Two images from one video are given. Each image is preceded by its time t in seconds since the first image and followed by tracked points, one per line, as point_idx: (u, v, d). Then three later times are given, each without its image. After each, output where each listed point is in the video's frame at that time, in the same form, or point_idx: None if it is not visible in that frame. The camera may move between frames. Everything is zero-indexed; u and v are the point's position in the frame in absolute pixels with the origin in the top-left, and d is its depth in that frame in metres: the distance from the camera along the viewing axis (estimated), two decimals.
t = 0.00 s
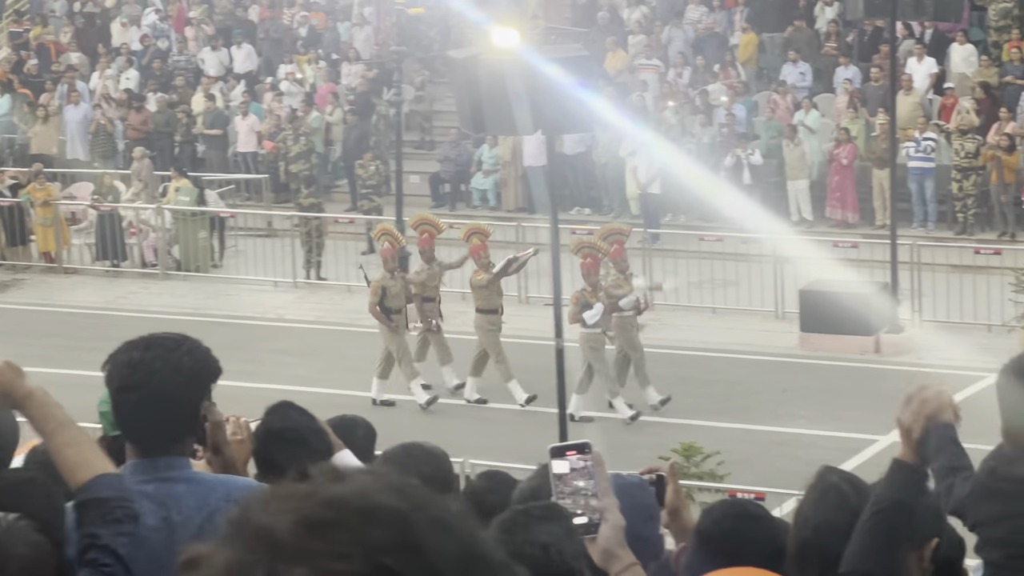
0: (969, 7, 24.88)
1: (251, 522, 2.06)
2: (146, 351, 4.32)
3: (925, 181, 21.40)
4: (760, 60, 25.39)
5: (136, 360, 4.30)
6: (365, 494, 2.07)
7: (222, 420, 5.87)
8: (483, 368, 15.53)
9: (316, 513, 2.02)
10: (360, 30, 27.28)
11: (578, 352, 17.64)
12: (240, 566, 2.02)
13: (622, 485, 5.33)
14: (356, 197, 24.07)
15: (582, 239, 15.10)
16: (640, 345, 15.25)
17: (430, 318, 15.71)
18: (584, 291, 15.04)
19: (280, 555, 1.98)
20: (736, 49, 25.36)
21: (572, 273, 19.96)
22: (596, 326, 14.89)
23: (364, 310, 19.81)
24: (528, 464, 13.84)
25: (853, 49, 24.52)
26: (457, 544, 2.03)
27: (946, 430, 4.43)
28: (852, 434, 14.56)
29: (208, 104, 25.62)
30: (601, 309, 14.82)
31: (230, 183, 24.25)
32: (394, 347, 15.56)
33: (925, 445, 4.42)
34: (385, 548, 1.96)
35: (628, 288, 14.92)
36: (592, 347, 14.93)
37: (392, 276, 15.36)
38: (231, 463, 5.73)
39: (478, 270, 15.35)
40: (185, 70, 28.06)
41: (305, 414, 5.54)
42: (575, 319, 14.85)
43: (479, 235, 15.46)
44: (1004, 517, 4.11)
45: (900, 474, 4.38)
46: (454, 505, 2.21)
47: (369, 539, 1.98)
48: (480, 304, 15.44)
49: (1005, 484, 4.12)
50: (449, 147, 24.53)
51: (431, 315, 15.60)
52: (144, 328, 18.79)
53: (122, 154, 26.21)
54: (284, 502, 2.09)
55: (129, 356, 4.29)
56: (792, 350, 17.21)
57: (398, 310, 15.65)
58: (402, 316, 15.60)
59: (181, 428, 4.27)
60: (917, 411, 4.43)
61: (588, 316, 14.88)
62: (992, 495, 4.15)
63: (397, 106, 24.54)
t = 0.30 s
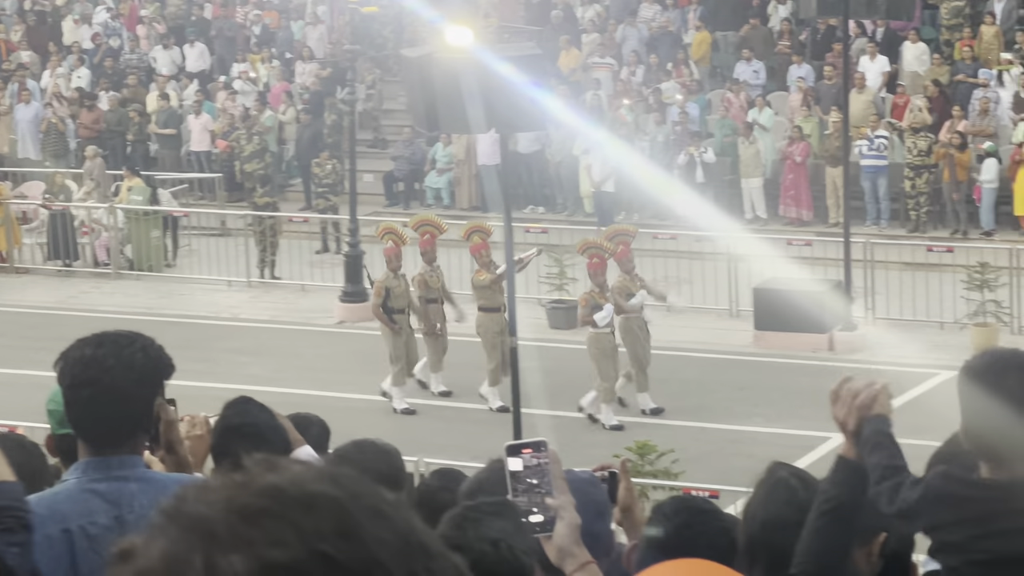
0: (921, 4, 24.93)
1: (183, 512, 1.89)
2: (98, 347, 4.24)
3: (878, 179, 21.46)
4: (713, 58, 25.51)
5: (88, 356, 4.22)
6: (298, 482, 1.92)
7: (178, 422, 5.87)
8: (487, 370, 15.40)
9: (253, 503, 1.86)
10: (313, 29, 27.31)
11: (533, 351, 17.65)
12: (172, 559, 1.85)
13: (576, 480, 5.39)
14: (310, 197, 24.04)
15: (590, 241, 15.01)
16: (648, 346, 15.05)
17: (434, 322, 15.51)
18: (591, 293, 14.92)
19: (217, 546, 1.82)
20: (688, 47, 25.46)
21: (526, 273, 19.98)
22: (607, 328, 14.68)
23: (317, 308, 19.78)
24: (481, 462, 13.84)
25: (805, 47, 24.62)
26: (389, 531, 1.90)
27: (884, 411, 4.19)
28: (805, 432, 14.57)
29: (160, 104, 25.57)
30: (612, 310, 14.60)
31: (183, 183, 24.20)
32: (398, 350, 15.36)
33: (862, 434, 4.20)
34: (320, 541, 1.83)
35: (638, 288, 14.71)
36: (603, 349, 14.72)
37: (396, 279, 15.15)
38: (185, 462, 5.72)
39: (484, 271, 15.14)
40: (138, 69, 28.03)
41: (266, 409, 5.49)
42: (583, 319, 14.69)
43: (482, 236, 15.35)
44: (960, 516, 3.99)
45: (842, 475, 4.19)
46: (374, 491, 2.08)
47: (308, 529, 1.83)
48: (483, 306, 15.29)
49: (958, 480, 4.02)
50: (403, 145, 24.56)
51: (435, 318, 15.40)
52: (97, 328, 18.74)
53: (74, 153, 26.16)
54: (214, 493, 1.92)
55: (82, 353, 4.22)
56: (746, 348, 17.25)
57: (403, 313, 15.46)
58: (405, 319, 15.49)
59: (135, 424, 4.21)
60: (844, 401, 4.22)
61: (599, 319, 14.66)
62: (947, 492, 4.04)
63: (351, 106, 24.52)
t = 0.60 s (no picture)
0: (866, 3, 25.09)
1: (133, 507, 1.89)
2: (42, 345, 4.43)
3: (823, 176, 21.60)
4: (660, 56, 25.60)
5: (34, 353, 4.41)
6: (255, 474, 1.92)
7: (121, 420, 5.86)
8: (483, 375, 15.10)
9: (204, 493, 1.86)
10: (259, 27, 27.36)
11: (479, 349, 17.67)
12: (122, 551, 1.84)
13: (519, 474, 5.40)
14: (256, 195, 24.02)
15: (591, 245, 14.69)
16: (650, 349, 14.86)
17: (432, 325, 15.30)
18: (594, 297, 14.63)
19: (166, 539, 1.81)
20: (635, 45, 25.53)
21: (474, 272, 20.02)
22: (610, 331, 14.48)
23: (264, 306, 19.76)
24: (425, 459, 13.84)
25: (752, 45, 24.70)
26: (346, 522, 1.90)
27: (818, 371, 3.97)
28: (751, 429, 14.63)
29: (105, 101, 25.53)
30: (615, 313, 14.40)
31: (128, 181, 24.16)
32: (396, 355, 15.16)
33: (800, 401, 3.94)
34: (271, 529, 1.82)
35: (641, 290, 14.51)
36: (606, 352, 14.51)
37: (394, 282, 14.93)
38: (128, 459, 5.70)
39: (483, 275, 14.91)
40: (82, 66, 28.02)
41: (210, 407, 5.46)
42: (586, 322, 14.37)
43: (482, 240, 15.04)
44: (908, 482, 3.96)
45: (782, 449, 3.88)
46: (333, 486, 2.07)
47: (260, 518, 1.83)
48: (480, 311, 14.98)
49: (898, 444, 3.98)
50: (350, 144, 24.59)
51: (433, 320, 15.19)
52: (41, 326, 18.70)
53: (16, 151, 26.13)
54: (166, 485, 1.92)
55: (25, 349, 4.41)
56: (693, 345, 17.28)
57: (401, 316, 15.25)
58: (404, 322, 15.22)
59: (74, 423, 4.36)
60: (781, 363, 3.98)
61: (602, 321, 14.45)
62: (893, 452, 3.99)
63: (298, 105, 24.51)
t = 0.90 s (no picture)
0: (810, 5, 25.22)
1: (99, 503, 1.87)
2: None
3: (770, 177, 21.66)
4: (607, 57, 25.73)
5: None
6: (224, 472, 1.89)
7: (60, 421, 5.82)
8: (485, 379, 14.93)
9: (169, 493, 1.83)
10: (205, 29, 27.43)
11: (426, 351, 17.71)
12: (88, 549, 1.81)
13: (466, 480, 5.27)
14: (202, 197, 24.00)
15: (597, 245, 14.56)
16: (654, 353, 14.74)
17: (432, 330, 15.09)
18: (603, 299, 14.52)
19: (131, 537, 1.79)
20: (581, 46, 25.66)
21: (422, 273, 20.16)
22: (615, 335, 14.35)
23: (211, 309, 19.69)
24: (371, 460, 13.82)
25: (697, 47, 24.85)
26: (310, 525, 1.87)
27: (750, 364, 3.92)
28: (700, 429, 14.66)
29: (49, 104, 25.49)
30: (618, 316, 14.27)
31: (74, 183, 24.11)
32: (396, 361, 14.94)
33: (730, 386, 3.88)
34: (239, 531, 1.79)
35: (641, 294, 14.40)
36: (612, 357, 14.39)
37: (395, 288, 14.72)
38: (69, 464, 5.65)
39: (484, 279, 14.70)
40: (26, 68, 28.02)
41: (149, 404, 5.28)
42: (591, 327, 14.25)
43: (486, 243, 14.72)
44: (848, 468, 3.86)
45: (714, 430, 3.80)
46: (299, 488, 2.06)
47: (224, 519, 1.80)
48: (484, 315, 14.75)
49: (840, 435, 3.90)
50: (297, 146, 24.62)
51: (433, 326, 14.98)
52: None
53: None
54: (132, 482, 1.89)
55: None
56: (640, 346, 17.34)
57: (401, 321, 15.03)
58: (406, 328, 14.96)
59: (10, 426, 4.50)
60: (709, 347, 3.92)
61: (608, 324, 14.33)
62: (829, 443, 3.90)
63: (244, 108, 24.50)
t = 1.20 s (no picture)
0: (764, 9, 25.21)
1: (107, 502, 2.03)
2: None
3: (723, 182, 21.69)
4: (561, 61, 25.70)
5: None
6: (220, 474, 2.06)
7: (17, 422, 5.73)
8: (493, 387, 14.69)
9: (168, 491, 2.00)
10: (157, 33, 27.36)
11: (380, 356, 17.72)
12: (99, 539, 2.01)
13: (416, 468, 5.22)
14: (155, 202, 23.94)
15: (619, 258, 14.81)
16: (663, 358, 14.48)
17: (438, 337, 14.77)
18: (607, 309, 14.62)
19: (128, 528, 1.97)
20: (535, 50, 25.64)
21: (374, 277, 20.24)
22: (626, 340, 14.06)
23: (164, 314, 19.62)
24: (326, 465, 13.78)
25: (651, 50, 24.88)
26: (299, 530, 2.03)
27: (714, 358, 3.58)
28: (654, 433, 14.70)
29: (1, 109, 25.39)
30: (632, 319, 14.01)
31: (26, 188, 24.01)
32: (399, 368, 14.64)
33: (696, 391, 3.56)
34: (227, 530, 1.95)
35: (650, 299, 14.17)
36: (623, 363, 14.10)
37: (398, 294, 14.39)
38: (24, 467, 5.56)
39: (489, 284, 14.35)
40: None
41: (117, 408, 4.87)
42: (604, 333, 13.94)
43: (492, 247, 14.57)
44: (808, 472, 3.65)
45: (675, 429, 3.53)
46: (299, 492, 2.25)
47: (215, 520, 1.96)
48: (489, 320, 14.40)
49: (803, 425, 3.66)
50: (249, 151, 24.58)
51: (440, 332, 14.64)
52: None
53: None
54: (140, 478, 2.06)
55: None
56: (593, 351, 17.32)
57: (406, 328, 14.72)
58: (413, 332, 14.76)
59: None
60: (674, 344, 3.56)
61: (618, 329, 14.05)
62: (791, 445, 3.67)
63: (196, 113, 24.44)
